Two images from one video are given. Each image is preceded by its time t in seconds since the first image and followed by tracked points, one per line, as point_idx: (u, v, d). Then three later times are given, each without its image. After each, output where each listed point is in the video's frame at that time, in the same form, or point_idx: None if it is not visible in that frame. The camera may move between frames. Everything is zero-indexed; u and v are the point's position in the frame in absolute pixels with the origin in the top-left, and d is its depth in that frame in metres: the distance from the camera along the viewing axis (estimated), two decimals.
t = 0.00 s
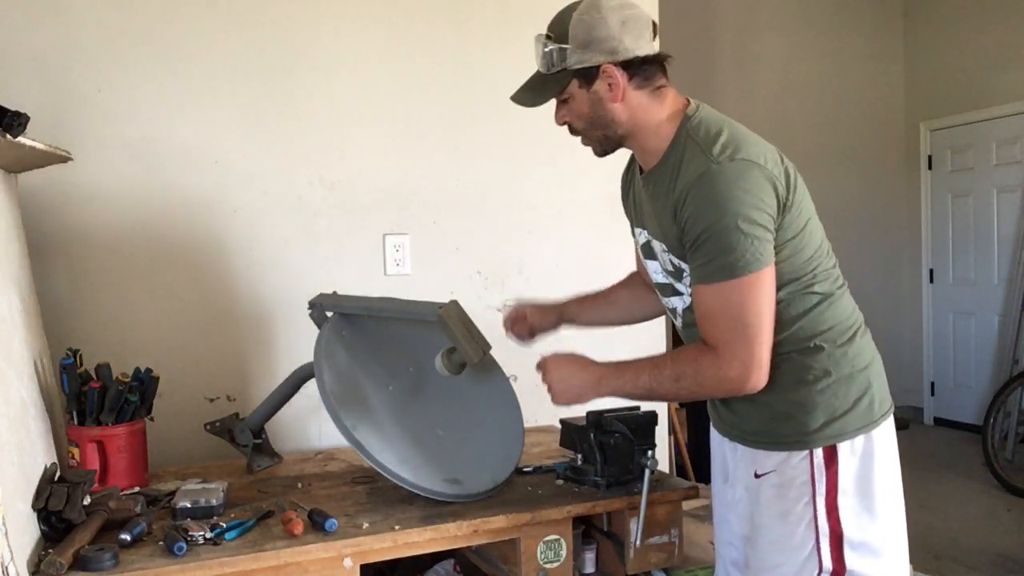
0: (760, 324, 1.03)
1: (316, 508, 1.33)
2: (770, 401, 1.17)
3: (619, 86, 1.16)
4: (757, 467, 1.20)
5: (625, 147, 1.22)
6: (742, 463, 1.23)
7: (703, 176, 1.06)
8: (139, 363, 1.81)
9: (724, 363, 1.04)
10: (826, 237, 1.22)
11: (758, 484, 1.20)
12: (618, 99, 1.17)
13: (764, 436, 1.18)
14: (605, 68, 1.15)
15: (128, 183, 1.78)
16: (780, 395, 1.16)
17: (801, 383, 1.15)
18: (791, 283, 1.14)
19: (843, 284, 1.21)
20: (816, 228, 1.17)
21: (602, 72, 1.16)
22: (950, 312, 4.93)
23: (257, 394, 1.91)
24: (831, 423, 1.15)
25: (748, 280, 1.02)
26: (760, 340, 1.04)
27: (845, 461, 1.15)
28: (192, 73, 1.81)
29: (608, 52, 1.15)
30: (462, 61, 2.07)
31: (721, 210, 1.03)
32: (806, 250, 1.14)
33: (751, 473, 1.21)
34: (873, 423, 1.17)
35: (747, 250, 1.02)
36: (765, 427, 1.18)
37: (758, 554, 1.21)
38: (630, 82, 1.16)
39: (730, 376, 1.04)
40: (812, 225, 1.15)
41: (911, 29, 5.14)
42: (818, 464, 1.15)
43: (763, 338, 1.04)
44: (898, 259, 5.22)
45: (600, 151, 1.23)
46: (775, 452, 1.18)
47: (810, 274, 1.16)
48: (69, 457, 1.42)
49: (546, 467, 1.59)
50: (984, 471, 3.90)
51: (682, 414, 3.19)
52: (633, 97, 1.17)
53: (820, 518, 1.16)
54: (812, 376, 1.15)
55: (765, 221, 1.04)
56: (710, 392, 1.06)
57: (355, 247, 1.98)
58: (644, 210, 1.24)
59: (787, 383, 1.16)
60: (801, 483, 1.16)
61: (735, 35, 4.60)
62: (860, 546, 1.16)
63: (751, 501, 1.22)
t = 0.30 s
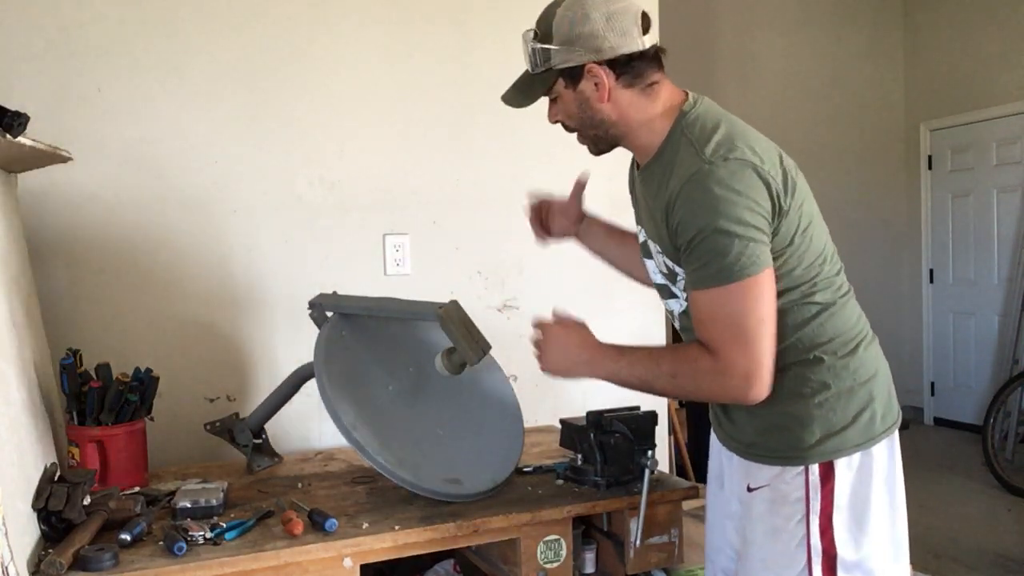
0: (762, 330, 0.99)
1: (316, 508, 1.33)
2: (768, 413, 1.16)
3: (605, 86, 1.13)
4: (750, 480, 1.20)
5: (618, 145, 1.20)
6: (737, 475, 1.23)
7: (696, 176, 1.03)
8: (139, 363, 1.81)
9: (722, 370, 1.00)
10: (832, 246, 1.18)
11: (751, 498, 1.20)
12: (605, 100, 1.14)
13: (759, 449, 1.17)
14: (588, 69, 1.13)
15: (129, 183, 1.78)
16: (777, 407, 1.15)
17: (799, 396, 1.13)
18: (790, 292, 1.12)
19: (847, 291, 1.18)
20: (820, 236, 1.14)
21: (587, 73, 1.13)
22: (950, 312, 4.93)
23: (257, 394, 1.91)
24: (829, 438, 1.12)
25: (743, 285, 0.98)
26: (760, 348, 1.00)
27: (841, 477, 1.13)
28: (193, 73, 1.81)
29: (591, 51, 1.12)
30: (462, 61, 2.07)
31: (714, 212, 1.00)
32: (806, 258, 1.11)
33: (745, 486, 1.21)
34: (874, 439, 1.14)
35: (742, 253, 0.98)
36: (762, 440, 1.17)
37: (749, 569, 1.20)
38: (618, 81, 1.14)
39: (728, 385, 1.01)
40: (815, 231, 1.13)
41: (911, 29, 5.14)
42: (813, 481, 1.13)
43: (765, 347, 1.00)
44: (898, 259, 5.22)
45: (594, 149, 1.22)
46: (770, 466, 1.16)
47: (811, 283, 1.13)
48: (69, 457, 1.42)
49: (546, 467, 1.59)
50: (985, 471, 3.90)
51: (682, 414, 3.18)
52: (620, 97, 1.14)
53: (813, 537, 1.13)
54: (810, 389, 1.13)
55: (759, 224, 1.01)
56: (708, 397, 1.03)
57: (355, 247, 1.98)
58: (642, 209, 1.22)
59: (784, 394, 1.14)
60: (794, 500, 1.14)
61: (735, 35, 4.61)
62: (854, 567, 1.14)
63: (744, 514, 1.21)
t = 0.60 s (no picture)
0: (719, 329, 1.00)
1: (316, 508, 1.33)
2: (754, 417, 1.16)
3: (595, 69, 1.12)
4: (738, 486, 1.19)
5: (610, 130, 1.19)
6: (723, 482, 1.22)
7: (675, 168, 1.03)
8: (138, 363, 1.81)
9: (672, 366, 1.01)
10: (822, 249, 1.17)
11: (739, 503, 1.19)
12: (595, 82, 1.13)
13: (745, 453, 1.17)
14: (580, 50, 1.12)
15: (130, 183, 1.78)
16: (763, 411, 1.15)
17: (784, 399, 1.13)
18: (777, 295, 1.12)
19: (835, 292, 1.17)
20: (810, 239, 1.13)
21: (578, 55, 1.12)
22: (949, 313, 4.93)
23: (257, 394, 1.91)
24: (814, 443, 1.12)
25: (708, 282, 0.98)
26: (713, 348, 1.00)
27: (829, 480, 1.13)
28: (192, 73, 1.81)
29: (581, 32, 1.11)
30: (462, 60, 2.07)
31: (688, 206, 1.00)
32: (793, 258, 1.11)
33: (732, 492, 1.20)
34: (863, 444, 1.14)
35: (712, 250, 0.98)
36: (748, 444, 1.16)
37: None
38: (609, 65, 1.12)
39: (676, 381, 1.01)
40: (803, 232, 1.12)
41: (911, 29, 5.14)
42: (799, 486, 1.13)
43: (717, 347, 1.00)
44: (898, 258, 5.22)
45: (586, 134, 1.20)
46: (756, 470, 1.16)
47: (798, 284, 1.12)
48: (69, 457, 1.42)
49: (546, 467, 1.59)
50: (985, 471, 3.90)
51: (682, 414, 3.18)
52: (610, 80, 1.13)
53: (803, 543, 1.13)
54: (795, 392, 1.13)
55: (735, 221, 1.00)
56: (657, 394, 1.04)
57: (355, 247, 1.98)
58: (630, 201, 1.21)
59: (769, 396, 1.14)
60: (781, 506, 1.14)
61: (735, 35, 4.61)
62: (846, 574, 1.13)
63: (732, 522, 1.21)
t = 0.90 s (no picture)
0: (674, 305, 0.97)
1: (316, 508, 1.33)
2: (718, 409, 1.13)
3: (565, 75, 1.10)
4: (707, 480, 1.16)
5: (580, 134, 1.16)
6: (693, 477, 1.19)
7: (633, 148, 1.01)
8: (139, 363, 1.81)
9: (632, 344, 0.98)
10: (780, 235, 1.14)
11: (708, 497, 1.16)
12: (565, 88, 1.11)
13: (712, 446, 1.14)
14: (549, 57, 1.10)
15: (131, 183, 1.78)
16: (725, 404, 1.12)
17: (747, 391, 1.10)
18: (733, 284, 1.08)
19: (797, 283, 1.14)
20: (765, 225, 1.10)
21: (548, 61, 1.10)
22: (950, 312, 4.93)
23: (257, 394, 1.91)
24: (778, 434, 1.09)
25: (664, 260, 0.96)
26: (671, 321, 0.97)
27: (796, 471, 1.10)
28: (192, 73, 1.82)
29: (550, 39, 1.09)
30: (463, 61, 2.07)
31: (644, 186, 0.98)
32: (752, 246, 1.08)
33: (701, 487, 1.17)
34: (829, 436, 1.10)
35: (667, 229, 0.97)
36: (713, 437, 1.14)
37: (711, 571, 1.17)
38: (577, 70, 1.10)
39: (638, 359, 0.98)
40: (757, 216, 1.08)
41: (911, 29, 5.13)
42: (766, 477, 1.10)
43: (675, 321, 0.97)
44: (898, 258, 5.22)
45: (558, 139, 1.19)
46: (723, 463, 1.13)
47: (754, 271, 1.09)
48: (69, 457, 1.42)
49: (546, 467, 1.59)
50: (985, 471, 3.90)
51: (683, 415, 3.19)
52: (580, 85, 1.11)
53: (771, 534, 1.10)
54: (758, 384, 1.10)
55: (690, 201, 0.99)
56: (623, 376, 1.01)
57: (355, 247, 1.98)
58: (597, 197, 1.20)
59: (733, 389, 1.11)
60: (750, 497, 1.12)
61: (735, 35, 4.62)
62: (816, 568, 1.10)
63: (703, 516, 1.18)
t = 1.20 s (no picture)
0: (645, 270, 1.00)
1: (316, 508, 1.33)
2: (686, 390, 1.15)
3: (536, 92, 1.16)
4: (683, 460, 1.18)
5: (546, 150, 1.21)
6: (671, 458, 1.21)
7: (592, 138, 1.07)
8: (138, 363, 1.81)
9: (606, 308, 0.99)
10: (735, 221, 1.18)
11: (684, 478, 1.18)
12: (534, 106, 1.16)
13: (684, 428, 1.16)
14: (522, 75, 1.15)
15: (131, 183, 1.78)
16: (693, 384, 1.14)
17: (714, 370, 1.12)
18: (691, 265, 1.12)
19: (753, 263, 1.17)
20: (719, 209, 1.14)
21: (521, 79, 1.16)
22: (950, 312, 4.93)
23: (257, 394, 1.91)
24: (746, 409, 1.11)
25: (630, 230, 0.99)
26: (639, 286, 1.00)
27: (765, 444, 1.11)
28: (192, 73, 1.82)
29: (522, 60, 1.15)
30: (463, 61, 2.07)
31: (602, 168, 1.02)
32: (706, 227, 1.12)
33: (678, 467, 1.19)
34: (796, 408, 1.12)
35: (626, 203, 1.00)
36: (684, 419, 1.16)
37: (690, 550, 1.18)
38: (548, 89, 1.16)
39: (613, 324, 0.99)
40: (709, 200, 1.13)
41: (911, 30, 5.13)
42: (736, 452, 1.12)
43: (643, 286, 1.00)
44: (899, 258, 5.22)
45: (526, 155, 1.23)
46: (695, 444, 1.15)
47: (711, 253, 1.12)
48: (69, 457, 1.42)
49: (546, 467, 1.59)
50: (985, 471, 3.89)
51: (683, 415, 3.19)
52: (549, 104, 1.16)
53: (744, 508, 1.12)
54: (725, 362, 1.12)
55: (647, 179, 1.03)
56: (596, 346, 1.01)
57: (355, 247, 1.98)
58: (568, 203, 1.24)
59: (699, 369, 1.13)
60: (722, 473, 1.13)
61: (735, 36, 4.62)
62: (790, 538, 1.12)
63: (682, 497, 1.20)
